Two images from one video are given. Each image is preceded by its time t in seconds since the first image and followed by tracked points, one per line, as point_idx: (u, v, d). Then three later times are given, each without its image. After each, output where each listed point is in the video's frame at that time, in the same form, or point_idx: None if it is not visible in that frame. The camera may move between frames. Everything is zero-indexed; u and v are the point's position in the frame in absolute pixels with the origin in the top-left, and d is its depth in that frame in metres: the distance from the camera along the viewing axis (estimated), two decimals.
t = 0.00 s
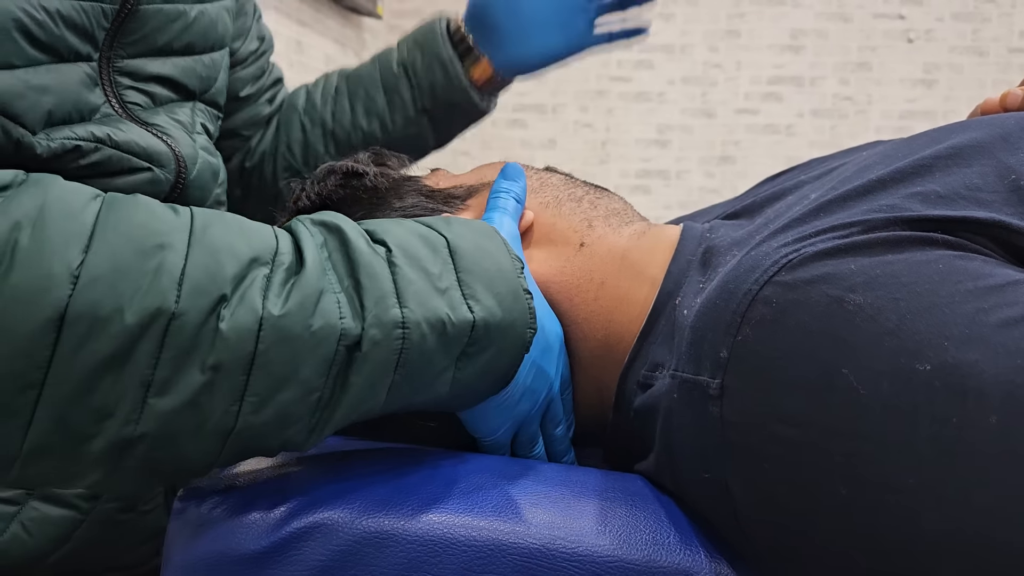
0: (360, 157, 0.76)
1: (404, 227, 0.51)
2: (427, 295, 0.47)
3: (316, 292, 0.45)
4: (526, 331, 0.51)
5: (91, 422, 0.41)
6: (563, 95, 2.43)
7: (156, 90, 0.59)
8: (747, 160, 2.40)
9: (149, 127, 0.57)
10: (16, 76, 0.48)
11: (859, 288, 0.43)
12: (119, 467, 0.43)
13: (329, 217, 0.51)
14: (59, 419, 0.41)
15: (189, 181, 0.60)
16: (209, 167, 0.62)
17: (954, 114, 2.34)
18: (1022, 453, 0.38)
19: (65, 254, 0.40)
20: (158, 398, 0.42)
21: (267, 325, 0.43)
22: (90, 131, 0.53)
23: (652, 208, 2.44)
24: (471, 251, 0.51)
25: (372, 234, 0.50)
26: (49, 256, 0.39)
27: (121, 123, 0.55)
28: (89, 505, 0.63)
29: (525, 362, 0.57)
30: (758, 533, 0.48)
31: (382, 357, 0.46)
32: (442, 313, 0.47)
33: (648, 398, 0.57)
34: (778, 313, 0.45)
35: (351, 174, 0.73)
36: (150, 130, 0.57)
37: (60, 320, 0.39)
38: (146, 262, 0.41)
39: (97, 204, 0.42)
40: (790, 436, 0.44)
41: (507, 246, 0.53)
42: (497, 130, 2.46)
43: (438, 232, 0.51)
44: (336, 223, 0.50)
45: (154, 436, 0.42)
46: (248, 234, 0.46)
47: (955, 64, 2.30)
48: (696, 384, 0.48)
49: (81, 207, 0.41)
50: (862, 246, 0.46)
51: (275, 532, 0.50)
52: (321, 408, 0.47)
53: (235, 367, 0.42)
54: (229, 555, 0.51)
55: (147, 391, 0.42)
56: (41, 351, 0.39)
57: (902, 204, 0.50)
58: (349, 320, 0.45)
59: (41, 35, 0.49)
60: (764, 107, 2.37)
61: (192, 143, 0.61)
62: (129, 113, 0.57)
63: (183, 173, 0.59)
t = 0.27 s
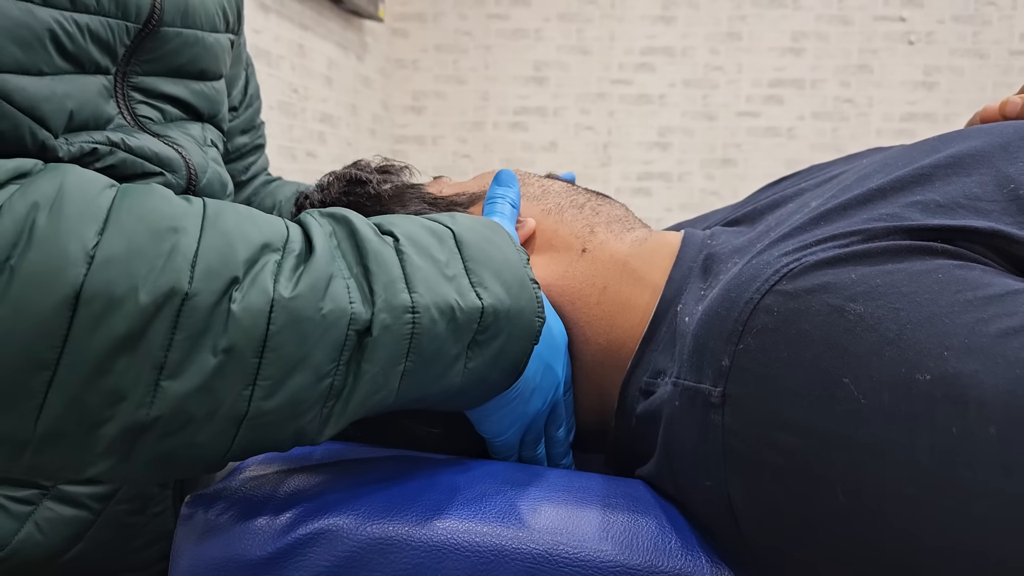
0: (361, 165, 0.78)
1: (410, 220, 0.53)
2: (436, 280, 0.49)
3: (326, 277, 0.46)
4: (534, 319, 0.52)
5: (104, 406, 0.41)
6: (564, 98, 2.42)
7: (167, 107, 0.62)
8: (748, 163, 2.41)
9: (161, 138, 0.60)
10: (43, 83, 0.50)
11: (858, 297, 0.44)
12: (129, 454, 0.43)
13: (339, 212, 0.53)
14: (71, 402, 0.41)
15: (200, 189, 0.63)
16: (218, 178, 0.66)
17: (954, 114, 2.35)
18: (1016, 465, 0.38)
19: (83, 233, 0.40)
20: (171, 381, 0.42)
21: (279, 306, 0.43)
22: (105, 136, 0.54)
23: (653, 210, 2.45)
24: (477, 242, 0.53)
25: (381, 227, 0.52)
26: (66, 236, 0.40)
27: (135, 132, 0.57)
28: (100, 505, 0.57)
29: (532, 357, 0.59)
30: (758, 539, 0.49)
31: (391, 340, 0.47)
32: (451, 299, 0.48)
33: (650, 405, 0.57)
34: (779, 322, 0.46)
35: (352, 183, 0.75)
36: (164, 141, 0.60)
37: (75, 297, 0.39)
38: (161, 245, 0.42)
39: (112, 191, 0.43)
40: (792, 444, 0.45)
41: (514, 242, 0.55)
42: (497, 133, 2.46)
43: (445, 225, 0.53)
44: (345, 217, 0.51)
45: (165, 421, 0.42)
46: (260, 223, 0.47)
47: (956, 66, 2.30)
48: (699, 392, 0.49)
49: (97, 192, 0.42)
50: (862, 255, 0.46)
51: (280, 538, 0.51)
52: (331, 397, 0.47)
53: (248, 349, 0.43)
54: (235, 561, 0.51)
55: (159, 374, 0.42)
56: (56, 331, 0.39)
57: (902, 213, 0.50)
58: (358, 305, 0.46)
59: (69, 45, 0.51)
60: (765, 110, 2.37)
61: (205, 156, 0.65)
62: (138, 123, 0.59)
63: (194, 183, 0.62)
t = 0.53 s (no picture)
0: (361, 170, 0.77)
1: (414, 224, 0.53)
2: (439, 284, 0.49)
3: (329, 279, 0.46)
4: (538, 324, 0.52)
5: (103, 407, 0.41)
6: (563, 100, 2.41)
7: (172, 121, 0.62)
8: (747, 165, 2.41)
9: (166, 148, 0.60)
10: (58, 90, 0.50)
11: (864, 305, 0.44)
12: (127, 456, 0.43)
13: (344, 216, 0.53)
14: (69, 402, 0.40)
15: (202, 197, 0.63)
16: (220, 188, 0.65)
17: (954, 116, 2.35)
18: None
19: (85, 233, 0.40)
20: (171, 383, 0.42)
21: (281, 307, 0.43)
22: (108, 141, 0.55)
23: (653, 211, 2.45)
24: (481, 247, 0.52)
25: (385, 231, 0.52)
26: (69, 234, 0.40)
27: (139, 139, 0.58)
28: (100, 513, 0.56)
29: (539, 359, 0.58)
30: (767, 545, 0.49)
31: (393, 343, 0.46)
32: (454, 303, 0.48)
33: (653, 411, 0.57)
34: (784, 330, 0.46)
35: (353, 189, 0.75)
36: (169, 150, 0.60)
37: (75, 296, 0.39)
38: (164, 245, 0.42)
39: (117, 192, 0.43)
40: (799, 453, 0.45)
41: (520, 249, 0.55)
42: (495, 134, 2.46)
43: (450, 230, 0.53)
44: (348, 220, 0.51)
45: (165, 422, 0.42)
46: (264, 226, 0.47)
47: (955, 67, 2.30)
48: (703, 400, 0.49)
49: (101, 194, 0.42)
50: (867, 263, 0.46)
51: (283, 547, 0.51)
52: (333, 402, 0.47)
53: (249, 351, 0.43)
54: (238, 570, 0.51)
55: (160, 375, 0.42)
56: (56, 329, 0.39)
57: (907, 220, 0.50)
58: (361, 308, 0.46)
59: (85, 55, 0.51)
60: (764, 111, 2.37)
61: (209, 167, 0.64)
62: (142, 133, 0.59)
63: (197, 191, 0.62)
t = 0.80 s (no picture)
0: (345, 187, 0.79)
1: (406, 233, 0.53)
2: (431, 293, 0.48)
3: (318, 286, 0.45)
4: (534, 334, 0.51)
5: (85, 412, 0.40)
6: (560, 100, 2.41)
7: (170, 129, 0.61)
8: (744, 165, 2.41)
9: (164, 155, 0.59)
10: (61, 96, 0.49)
11: (859, 311, 0.43)
12: (109, 463, 0.42)
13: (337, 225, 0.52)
14: (52, 406, 0.40)
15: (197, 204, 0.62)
16: (216, 194, 0.65)
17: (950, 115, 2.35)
18: None
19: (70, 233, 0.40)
20: (154, 389, 0.41)
21: (267, 313, 0.43)
22: (103, 145, 0.54)
23: (650, 212, 2.44)
24: (473, 255, 0.52)
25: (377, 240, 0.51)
26: (53, 235, 0.39)
27: (134, 144, 0.57)
28: (102, 517, 0.48)
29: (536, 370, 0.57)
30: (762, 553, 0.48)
31: (381, 352, 0.45)
32: (445, 311, 0.48)
33: (647, 418, 0.56)
34: (778, 336, 0.45)
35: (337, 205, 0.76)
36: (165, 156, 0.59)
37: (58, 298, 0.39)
38: (150, 247, 0.41)
39: (105, 195, 0.43)
40: (792, 461, 0.44)
41: (514, 257, 0.54)
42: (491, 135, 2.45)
43: (442, 238, 0.53)
44: (339, 229, 0.50)
45: (147, 428, 0.41)
46: (253, 231, 0.46)
47: (951, 67, 2.30)
48: (697, 407, 0.48)
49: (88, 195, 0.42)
50: (862, 268, 0.46)
51: (273, 555, 0.50)
52: (321, 411, 0.46)
53: (234, 356, 0.42)
54: None
55: (143, 379, 0.41)
56: (38, 333, 0.39)
57: (901, 224, 0.49)
58: (349, 315, 0.45)
59: (89, 62, 0.50)
60: (761, 111, 2.37)
61: (205, 173, 0.64)
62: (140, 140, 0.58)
63: (192, 197, 0.61)
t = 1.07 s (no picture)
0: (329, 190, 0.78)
1: (414, 266, 0.51)
2: (435, 333, 0.46)
3: (316, 318, 0.44)
4: (540, 380, 0.50)
5: (63, 436, 0.39)
6: (555, 99, 2.40)
7: (163, 128, 0.59)
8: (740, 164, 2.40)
9: (156, 155, 0.57)
10: (55, 96, 0.48)
11: (856, 313, 0.42)
12: (86, 492, 0.41)
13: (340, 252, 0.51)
14: (26, 429, 0.39)
15: (189, 205, 0.60)
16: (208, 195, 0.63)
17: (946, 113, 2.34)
18: None
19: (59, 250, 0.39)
20: (137, 416, 0.40)
21: (261, 344, 0.41)
22: (94, 144, 0.53)
23: (646, 211, 2.43)
24: (482, 294, 0.50)
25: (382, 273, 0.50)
26: (40, 250, 0.39)
27: (125, 144, 0.55)
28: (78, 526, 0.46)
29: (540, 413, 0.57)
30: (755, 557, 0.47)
31: (379, 399, 0.44)
32: (450, 353, 0.46)
33: (637, 420, 0.55)
34: (773, 339, 0.44)
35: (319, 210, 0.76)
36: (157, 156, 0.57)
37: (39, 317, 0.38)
38: (140, 266, 0.40)
39: (98, 212, 0.43)
40: (786, 465, 0.43)
41: (522, 293, 0.52)
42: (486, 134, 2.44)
43: (449, 273, 0.51)
44: (343, 258, 0.49)
45: (126, 458, 0.40)
46: (252, 255, 0.45)
47: (948, 64, 2.29)
48: (690, 410, 0.47)
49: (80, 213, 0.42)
50: (858, 267, 0.45)
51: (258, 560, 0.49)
52: (312, 451, 0.44)
53: (223, 388, 0.40)
54: None
55: (125, 406, 0.40)
56: (17, 348, 0.38)
57: (898, 222, 0.48)
58: (349, 354, 0.44)
59: (85, 64, 0.49)
60: (758, 109, 2.36)
61: (198, 174, 0.62)
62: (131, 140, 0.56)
63: (185, 198, 0.59)
